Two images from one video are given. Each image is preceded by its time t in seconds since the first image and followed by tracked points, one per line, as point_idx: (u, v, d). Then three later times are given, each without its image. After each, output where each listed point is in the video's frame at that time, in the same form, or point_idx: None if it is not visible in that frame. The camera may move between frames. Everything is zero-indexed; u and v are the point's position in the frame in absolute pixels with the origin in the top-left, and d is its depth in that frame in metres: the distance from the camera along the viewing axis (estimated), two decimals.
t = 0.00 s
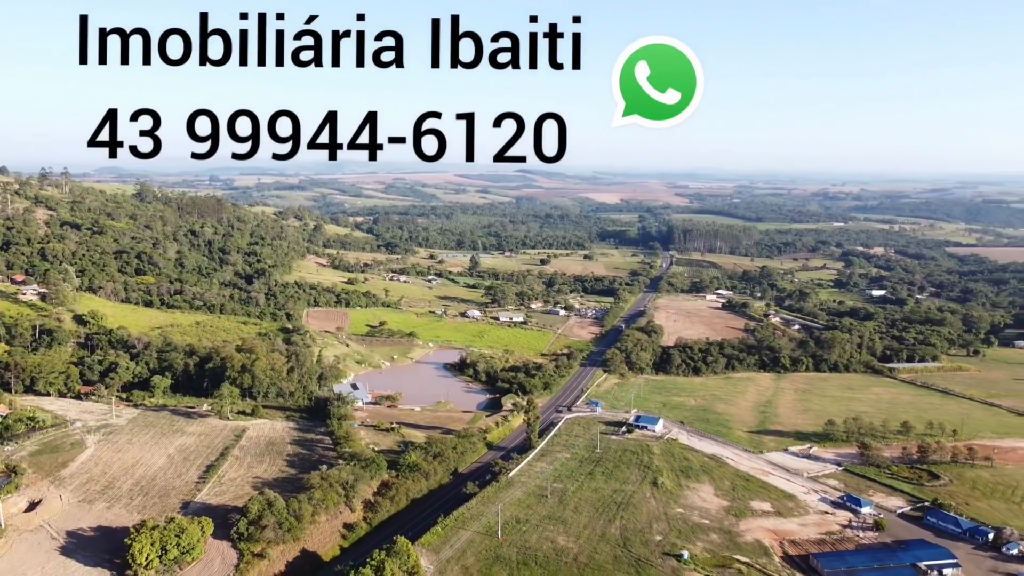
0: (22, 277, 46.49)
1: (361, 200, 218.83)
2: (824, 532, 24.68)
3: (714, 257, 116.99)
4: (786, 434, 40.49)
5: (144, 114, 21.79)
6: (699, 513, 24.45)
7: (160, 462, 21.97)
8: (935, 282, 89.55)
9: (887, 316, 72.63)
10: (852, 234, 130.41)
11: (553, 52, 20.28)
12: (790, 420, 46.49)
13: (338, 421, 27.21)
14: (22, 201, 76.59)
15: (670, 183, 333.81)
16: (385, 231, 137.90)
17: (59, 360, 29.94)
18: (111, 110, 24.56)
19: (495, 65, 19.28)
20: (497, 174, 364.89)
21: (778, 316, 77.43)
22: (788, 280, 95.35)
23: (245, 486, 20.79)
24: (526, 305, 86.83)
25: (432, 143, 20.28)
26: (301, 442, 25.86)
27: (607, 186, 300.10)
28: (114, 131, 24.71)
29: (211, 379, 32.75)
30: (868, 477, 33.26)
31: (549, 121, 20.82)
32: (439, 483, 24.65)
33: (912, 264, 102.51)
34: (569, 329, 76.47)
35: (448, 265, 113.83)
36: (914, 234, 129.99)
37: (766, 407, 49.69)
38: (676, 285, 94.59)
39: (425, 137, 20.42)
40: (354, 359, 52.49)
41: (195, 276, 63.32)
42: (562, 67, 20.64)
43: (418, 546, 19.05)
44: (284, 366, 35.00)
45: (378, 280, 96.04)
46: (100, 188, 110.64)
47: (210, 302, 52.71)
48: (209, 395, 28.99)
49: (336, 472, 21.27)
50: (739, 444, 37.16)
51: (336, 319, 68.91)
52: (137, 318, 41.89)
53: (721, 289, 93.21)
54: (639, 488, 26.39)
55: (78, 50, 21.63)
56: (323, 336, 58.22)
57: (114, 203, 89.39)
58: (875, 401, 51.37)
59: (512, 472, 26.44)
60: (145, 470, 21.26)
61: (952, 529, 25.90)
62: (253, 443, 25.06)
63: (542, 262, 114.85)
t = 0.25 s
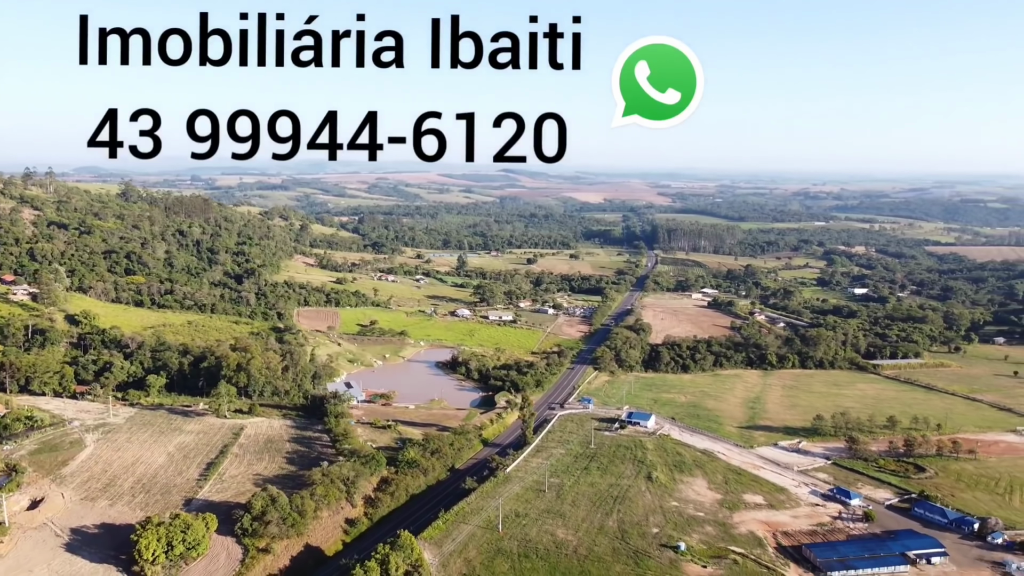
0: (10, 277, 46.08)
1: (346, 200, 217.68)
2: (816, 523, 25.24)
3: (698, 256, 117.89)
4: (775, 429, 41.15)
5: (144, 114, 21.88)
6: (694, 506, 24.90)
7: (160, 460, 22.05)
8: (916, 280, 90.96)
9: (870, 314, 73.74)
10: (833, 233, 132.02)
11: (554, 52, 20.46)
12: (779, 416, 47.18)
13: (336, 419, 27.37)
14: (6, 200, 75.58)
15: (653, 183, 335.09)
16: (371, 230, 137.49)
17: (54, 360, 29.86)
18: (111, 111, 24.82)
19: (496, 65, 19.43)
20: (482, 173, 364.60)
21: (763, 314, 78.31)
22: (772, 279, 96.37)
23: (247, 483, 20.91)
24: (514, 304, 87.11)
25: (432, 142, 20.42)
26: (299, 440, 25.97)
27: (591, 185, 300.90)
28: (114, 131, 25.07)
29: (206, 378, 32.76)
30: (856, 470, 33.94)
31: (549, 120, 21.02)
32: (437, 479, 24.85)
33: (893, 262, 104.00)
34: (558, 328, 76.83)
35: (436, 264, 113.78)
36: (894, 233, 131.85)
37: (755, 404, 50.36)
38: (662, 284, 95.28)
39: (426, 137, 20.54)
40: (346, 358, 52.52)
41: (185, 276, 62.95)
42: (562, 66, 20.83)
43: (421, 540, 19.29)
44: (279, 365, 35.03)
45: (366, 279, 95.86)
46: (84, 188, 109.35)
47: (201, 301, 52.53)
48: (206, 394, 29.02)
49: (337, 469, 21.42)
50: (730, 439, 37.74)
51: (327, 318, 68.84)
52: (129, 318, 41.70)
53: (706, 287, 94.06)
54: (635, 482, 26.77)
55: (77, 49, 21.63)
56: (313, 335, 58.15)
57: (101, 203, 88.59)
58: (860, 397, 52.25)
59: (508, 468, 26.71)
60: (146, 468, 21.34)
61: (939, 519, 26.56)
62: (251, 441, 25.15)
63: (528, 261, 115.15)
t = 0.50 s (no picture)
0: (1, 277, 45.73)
1: (331, 199, 216.59)
2: (809, 513, 25.87)
3: (683, 255, 118.82)
4: (766, 423, 41.87)
5: (145, 114, 22.02)
6: (691, 498, 25.43)
7: (164, 457, 22.19)
8: (897, 278, 92.41)
9: (853, 311, 74.92)
10: (814, 231, 133.68)
11: (553, 52, 20.77)
12: (768, 410, 47.94)
13: (336, 415, 27.60)
14: None
15: (637, 182, 336.29)
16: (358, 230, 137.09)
17: (51, 359, 29.84)
18: (112, 110, 25.02)
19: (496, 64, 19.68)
20: (466, 173, 364.23)
21: (749, 311, 79.22)
22: (756, 277, 97.43)
23: (252, 479, 21.11)
24: (503, 303, 87.44)
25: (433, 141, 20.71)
26: (300, 436, 26.17)
27: (575, 184, 301.63)
28: (114, 131, 25.34)
29: (204, 376, 32.84)
30: (846, 462, 34.69)
31: (549, 120, 21.35)
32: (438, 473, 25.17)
33: (874, 260, 105.46)
34: (548, 326, 77.26)
35: (424, 264, 113.80)
36: (874, 232, 133.75)
37: (745, 399, 51.11)
38: (649, 282, 96.03)
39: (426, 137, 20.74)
40: (340, 356, 52.63)
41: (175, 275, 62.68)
42: (562, 66, 21.18)
43: (427, 532, 19.63)
44: (277, 363, 35.11)
45: (355, 279, 95.73)
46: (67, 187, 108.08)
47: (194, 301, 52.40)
48: (206, 392, 29.11)
49: (341, 464, 21.67)
50: (722, 433, 38.38)
51: (319, 317, 68.84)
52: (123, 317, 41.57)
53: (692, 286, 94.95)
54: (632, 475, 27.25)
55: (78, 49, 21.74)
56: (305, 334, 58.18)
57: (88, 203, 87.82)
58: (847, 391, 53.19)
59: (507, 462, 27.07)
60: (150, 465, 21.48)
61: (927, 508, 27.28)
62: (253, 437, 25.32)
63: (515, 260, 115.49)
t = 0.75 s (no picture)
0: None
1: (318, 199, 215.61)
2: (804, 505, 26.36)
3: (670, 254, 119.52)
4: (758, 419, 42.43)
5: (145, 114, 22.02)
6: (688, 491, 25.84)
7: (168, 455, 22.30)
8: (881, 276, 93.51)
9: (840, 309, 75.82)
10: (799, 231, 134.91)
11: (553, 52, 21.00)
12: (760, 406, 48.55)
13: (336, 412, 27.75)
14: None
15: (622, 182, 337.22)
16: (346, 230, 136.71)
17: (50, 359, 29.83)
18: (111, 111, 25.06)
19: (496, 64, 19.85)
20: (453, 173, 363.69)
21: (737, 310, 79.93)
22: (743, 276, 98.26)
23: (256, 476, 21.26)
24: (494, 302, 87.66)
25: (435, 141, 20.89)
26: (302, 434, 26.31)
27: (561, 184, 302.06)
28: (114, 131, 25.41)
29: (203, 375, 32.91)
30: (838, 456, 35.28)
31: (549, 120, 21.52)
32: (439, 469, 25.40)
33: (858, 259, 106.60)
34: (539, 324, 77.57)
35: (414, 263, 113.75)
36: (857, 231, 135.22)
37: (737, 395, 51.69)
38: (638, 281, 96.59)
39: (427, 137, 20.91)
40: (335, 355, 52.72)
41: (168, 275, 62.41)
42: (561, 67, 21.38)
43: (432, 527, 19.90)
44: (275, 362, 35.18)
45: (346, 278, 95.59)
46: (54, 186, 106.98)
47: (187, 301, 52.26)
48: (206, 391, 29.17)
49: (345, 460, 21.85)
50: (716, 429, 38.89)
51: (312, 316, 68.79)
52: (118, 317, 41.44)
53: (680, 284, 95.63)
54: (630, 470, 27.63)
55: (77, 50, 21.72)
56: (300, 333, 58.17)
57: (77, 203, 87.13)
58: (836, 388, 53.94)
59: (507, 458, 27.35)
60: (155, 463, 21.60)
61: (918, 500, 27.84)
62: (255, 435, 25.43)
63: (505, 260, 115.70)
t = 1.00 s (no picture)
0: None
1: (306, 199, 214.71)
2: (799, 498, 26.84)
3: (658, 253, 120.16)
4: (752, 414, 42.96)
5: (144, 114, 22.00)
6: (687, 485, 26.22)
7: (172, 452, 22.43)
8: (867, 275, 94.58)
9: (828, 307, 76.61)
10: (785, 230, 135.99)
11: (553, 52, 21.19)
12: (754, 402, 49.11)
13: (336, 409, 27.97)
14: None
15: (609, 181, 337.90)
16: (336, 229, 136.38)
17: (49, 358, 29.82)
18: (111, 111, 25.07)
19: (497, 64, 20.01)
20: (442, 172, 363.31)
21: (727, 308, 80.60)
22: (731, 275, 98.98)
23: (261, 472, 21.44)
24: (486, 301, 87.87)
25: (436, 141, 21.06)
26: (303, 431, 26.50)
27: (549, 183, 302.31)
28: (114, 131, 25.43)
29: (202, 374, 32.98)
30: (830, 450, 35.84)
31: (549, 120, 21.62)
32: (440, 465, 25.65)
33: (844, 258, 107.70)
34: (532, 323, 77.87)
35: (404, 262, 113.67)
36: (843, 230, 136.50)
37: (731, 391, 52.23)
38: (628, 280, 97.10)
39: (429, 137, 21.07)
40: (331, 354, 52.82)
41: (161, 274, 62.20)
42: (560, 66, 21.55)
43: (438, 520, 20.20)
44: (273, 360, 35.27)
45: (338, 278, 95.48)
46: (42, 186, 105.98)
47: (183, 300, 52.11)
48: (206, 390, 29.24)
49: (348, 457, 22.07)
50: (711, 425, 39.37)
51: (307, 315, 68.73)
52: (114, 316, 41.34)
53: (670, 283, 96.25)
54: (628, 464, 28.01)
55: (77, 50, 21.73)
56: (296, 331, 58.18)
57: (66, 203, 86.54)
58: (827, 384, 54.60)
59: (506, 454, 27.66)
60: (159, 460, 21.72)
61: (909, 492, 28.39)
62: (257, 432, 25.61)
63: (495, 259, 115.89)
